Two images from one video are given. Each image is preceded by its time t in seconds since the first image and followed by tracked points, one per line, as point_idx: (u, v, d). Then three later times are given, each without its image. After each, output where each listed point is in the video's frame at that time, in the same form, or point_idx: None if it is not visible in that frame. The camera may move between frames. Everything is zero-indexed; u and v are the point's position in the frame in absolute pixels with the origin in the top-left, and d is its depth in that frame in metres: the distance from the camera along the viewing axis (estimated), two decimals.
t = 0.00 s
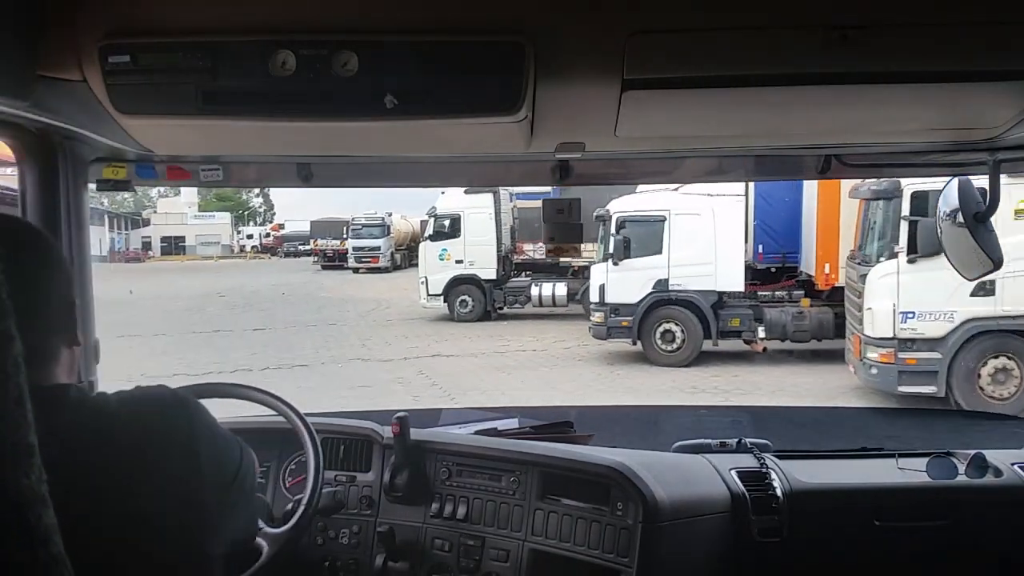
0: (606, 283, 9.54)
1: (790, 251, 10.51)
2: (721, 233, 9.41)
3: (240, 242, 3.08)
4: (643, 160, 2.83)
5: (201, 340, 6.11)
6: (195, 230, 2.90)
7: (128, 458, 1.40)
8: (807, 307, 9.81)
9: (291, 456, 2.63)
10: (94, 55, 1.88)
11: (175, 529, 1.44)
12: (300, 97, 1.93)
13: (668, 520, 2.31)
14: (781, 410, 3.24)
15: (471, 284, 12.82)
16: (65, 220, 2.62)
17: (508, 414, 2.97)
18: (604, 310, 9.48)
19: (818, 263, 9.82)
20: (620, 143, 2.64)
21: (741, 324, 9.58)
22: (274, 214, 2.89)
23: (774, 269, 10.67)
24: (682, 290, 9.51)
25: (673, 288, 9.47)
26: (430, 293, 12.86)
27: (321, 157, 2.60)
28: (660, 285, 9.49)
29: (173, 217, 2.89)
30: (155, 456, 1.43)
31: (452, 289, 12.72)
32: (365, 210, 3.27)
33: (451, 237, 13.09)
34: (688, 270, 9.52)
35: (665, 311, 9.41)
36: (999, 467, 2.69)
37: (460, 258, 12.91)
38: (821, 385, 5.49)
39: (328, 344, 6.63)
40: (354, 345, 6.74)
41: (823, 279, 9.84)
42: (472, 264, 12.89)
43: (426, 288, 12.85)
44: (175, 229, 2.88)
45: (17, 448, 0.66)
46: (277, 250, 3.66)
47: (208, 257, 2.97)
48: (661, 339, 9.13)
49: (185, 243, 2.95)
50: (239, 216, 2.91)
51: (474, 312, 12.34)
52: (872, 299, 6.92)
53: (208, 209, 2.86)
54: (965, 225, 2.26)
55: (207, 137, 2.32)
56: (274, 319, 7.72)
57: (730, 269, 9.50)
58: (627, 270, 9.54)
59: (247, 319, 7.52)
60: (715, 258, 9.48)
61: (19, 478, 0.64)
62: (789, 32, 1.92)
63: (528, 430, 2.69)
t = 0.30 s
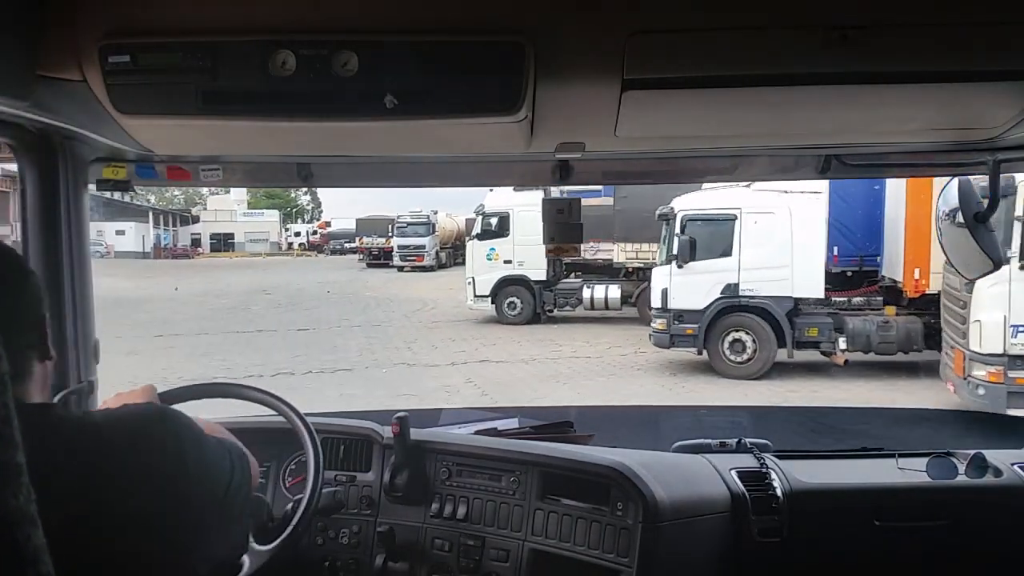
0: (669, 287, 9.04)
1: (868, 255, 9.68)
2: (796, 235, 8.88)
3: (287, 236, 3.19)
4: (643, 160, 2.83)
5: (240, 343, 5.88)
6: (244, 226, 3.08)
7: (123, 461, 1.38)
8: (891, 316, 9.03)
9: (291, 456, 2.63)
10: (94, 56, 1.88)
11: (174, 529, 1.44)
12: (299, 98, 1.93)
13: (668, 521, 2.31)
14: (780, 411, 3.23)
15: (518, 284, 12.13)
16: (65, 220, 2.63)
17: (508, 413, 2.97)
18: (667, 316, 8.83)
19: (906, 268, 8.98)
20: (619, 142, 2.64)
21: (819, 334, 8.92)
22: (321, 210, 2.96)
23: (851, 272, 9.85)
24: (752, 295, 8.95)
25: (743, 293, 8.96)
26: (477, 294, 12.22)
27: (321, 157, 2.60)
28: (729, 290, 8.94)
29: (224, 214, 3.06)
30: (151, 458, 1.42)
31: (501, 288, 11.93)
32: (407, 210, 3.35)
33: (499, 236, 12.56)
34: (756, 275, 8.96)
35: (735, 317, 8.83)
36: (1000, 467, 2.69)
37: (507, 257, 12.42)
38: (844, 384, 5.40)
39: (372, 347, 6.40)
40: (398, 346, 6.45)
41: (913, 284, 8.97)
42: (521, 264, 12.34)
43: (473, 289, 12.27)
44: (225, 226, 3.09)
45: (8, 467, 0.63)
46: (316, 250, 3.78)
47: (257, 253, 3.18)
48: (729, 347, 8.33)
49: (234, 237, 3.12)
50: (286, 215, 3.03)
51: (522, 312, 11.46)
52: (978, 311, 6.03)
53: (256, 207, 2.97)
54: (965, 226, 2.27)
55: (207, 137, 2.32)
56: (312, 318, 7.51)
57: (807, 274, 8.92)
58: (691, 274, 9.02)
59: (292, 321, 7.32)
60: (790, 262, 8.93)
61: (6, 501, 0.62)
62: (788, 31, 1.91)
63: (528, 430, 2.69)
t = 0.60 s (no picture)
0: (740, 305, 8.19)
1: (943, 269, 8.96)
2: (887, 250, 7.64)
3: (331, 248, 3.25)
4: (643, 160, 2.83)
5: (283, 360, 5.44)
6: (291, 237, 3.01)
7: (133, 457, 1.38)
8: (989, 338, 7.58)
9: (291, 456, 2.63)
10: (94, 56, 1.88)
11: (176, 530, 1.42)
12: (300, 97, 1.93)
13: (668, 521, 2.31)
14: (780, 410, 3.24)
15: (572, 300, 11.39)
16: (65, 220, 2.63)
17: (508, 414, 2.97)
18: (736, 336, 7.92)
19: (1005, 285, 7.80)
20: (620, 142, 2.64)
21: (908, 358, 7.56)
22: (367, 225, 2.99)
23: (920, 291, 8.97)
24: (836, 315, 7.86)
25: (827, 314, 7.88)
26: (526, 308, 11.20)
27: (321, 156, 2.60)
28: (809, 308, 7.90)
29: (273, 226, 2.94)
30: (164, 455, 1.41)
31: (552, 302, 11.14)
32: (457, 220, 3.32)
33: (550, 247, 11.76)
34: (846, 291, 7.82)
35: (815, 339, 7.80)
36: (999, 467, 2.69)
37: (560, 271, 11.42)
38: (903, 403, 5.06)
39: (417, 362, 5.80)
40: (445, 363, 5.70)
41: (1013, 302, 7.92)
42: (571, 277, 11.46)
43: (522, 303, 11.24)
44: (274, 237, 2.98)
45: None
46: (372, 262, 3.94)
47: (303, 264, 3.14)
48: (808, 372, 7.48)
49: (281, 249, 3.07)
50: (333, 225, 3.02)
51: (575, 330, 10.39)
52: None
53: (305, 217, 2.97)
54: (964, 225, 2.26)
55: (207, 138, 2.32)
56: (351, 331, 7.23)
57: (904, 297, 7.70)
58: (763, 292, 8.11)
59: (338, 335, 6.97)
60: (878, 278, 7.71)
61: None
62: (787, 31, 1.92)
63: (528, 430, 2.70)
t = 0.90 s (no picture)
0: (822, 323, 7.35)
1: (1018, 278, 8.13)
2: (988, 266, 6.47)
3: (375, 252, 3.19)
4: (644, 159, 2.83)
5: (324, 369, 5.09)
6: (337, 240, 2.96)
7: (154, 450, 1.27)
8: None
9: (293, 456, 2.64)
10: (94, 56, 1.88)
11: (181, 539, 1.29)
12: (300, 96, 1.93)
13: (668, 521, 2.31)
14: (780, 411, 3.24)
15: (625, 310, 10.82)
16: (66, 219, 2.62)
17: (508, 414, 2.98)
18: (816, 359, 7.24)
19: None
20: (620, 142, 2.64)
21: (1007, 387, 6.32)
22: (411, 225, 3.01)
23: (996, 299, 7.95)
24: (930, 337, 6.80)
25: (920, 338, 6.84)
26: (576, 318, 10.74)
27: (322, 157, 2.60)
28: (900, 329, 6.97)
29: (318, 227, 2.90)
30: (184, 451, 1.30)
31: (603, 313, 10.70)
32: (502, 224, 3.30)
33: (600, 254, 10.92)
34: (940, 312, 6.71)
35: (907, 365, 6.91)
36: (999, 467, 2.69)
37: (612, 281, 10.90)
38: None
39: (464, 376, 5.41)
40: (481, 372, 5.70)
41: None
42: (625, 287, 10.89)
43: (572, 312, 10.74)
44: (318, 238, 2.92)
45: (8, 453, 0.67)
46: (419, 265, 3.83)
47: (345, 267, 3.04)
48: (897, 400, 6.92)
49: (326, 252, 2.98)
50: (377, 228, 3.01)
51: (626, 343, 10.14)
52: None
53: (350, 219, 2.96)
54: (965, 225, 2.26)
55: (207, 138, 2.32)
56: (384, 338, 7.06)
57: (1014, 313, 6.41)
58: (851, 308, 7.22)
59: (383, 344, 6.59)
60: (975, 296, 6.53)
61: (4, 485, 0.66)
62: (787, 31, 1.91)
63: (527, 430, 2.70)
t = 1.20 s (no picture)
0: (898, 331, 6.52)
1: None
2: None
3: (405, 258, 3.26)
4: (643, 159, 2.83)
5: (354, 384, 4.82)
6: (367, 245, 3.08)
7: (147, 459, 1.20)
8: None
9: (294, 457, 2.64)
10: (93, 56, 1.88)
11: (173, 544, 1.21)
12: (300, 96, 1.93)
13: (667, 521, 2.32)
14: (779, 410, 3.24)
15: (669, 318, 10.38)
16: (66, 221, 2.61)
17: (509, 414, 2.97)
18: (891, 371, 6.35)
19: None
20: (620, 142, 2.64)
21: None
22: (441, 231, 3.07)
23: None
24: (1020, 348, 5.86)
25: None
26: (616, 327, 10.32)
27: (321, 156, 2.59)
28: (985, 338, 6.00)
29: (350, 233, 3.03)
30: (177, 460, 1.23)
31: (646, 321, 10.32)
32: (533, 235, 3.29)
33: (639, 258, 10.60)
34: None
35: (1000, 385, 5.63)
36: (999, 467, 2.69)
37: (654, 286, 10.46)
38: None
39: (494, 388, 5.15)
40: (507, 376, 5.71)
41: None
42: (669, 292, 10.45)
43: (610, 321, 10.37)
44: (349, 244, 3.06)
45: (12, 456, 0.65)
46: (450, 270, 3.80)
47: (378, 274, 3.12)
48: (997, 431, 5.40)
49: (358, 257, 3.10)
50: (407, 233, 3.09)
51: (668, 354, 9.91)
52: None
53: (380, 226, 3.05)
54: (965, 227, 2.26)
55: (206, 138, 2.32)
56: (402, 342, 7.04)
57: None
58: (932, 315, 6.35)
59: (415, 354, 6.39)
60: None
61: (8, 489, 0.63)
62: (785, 31, 1.91)
63: (527, 430, 2.70)
